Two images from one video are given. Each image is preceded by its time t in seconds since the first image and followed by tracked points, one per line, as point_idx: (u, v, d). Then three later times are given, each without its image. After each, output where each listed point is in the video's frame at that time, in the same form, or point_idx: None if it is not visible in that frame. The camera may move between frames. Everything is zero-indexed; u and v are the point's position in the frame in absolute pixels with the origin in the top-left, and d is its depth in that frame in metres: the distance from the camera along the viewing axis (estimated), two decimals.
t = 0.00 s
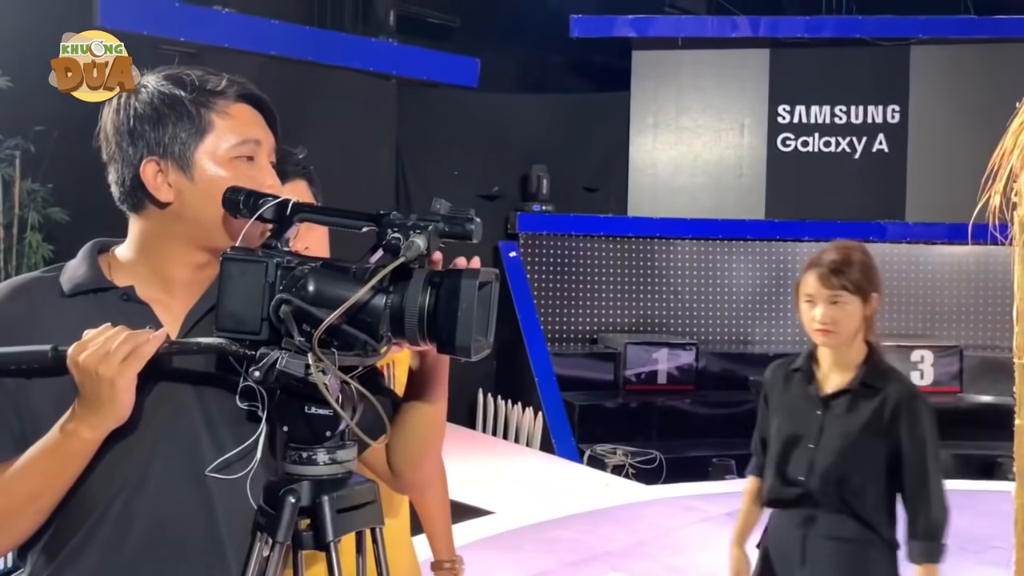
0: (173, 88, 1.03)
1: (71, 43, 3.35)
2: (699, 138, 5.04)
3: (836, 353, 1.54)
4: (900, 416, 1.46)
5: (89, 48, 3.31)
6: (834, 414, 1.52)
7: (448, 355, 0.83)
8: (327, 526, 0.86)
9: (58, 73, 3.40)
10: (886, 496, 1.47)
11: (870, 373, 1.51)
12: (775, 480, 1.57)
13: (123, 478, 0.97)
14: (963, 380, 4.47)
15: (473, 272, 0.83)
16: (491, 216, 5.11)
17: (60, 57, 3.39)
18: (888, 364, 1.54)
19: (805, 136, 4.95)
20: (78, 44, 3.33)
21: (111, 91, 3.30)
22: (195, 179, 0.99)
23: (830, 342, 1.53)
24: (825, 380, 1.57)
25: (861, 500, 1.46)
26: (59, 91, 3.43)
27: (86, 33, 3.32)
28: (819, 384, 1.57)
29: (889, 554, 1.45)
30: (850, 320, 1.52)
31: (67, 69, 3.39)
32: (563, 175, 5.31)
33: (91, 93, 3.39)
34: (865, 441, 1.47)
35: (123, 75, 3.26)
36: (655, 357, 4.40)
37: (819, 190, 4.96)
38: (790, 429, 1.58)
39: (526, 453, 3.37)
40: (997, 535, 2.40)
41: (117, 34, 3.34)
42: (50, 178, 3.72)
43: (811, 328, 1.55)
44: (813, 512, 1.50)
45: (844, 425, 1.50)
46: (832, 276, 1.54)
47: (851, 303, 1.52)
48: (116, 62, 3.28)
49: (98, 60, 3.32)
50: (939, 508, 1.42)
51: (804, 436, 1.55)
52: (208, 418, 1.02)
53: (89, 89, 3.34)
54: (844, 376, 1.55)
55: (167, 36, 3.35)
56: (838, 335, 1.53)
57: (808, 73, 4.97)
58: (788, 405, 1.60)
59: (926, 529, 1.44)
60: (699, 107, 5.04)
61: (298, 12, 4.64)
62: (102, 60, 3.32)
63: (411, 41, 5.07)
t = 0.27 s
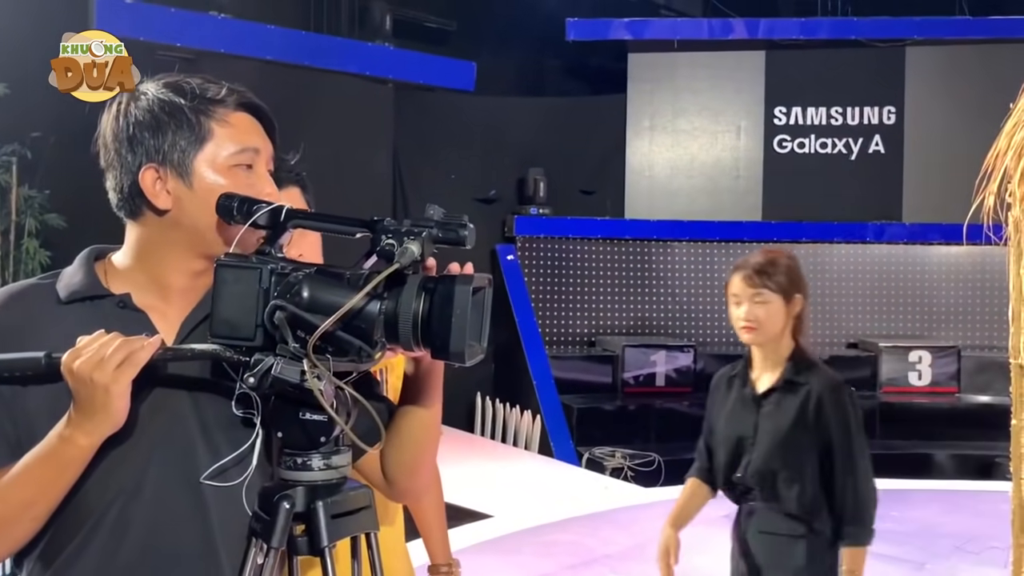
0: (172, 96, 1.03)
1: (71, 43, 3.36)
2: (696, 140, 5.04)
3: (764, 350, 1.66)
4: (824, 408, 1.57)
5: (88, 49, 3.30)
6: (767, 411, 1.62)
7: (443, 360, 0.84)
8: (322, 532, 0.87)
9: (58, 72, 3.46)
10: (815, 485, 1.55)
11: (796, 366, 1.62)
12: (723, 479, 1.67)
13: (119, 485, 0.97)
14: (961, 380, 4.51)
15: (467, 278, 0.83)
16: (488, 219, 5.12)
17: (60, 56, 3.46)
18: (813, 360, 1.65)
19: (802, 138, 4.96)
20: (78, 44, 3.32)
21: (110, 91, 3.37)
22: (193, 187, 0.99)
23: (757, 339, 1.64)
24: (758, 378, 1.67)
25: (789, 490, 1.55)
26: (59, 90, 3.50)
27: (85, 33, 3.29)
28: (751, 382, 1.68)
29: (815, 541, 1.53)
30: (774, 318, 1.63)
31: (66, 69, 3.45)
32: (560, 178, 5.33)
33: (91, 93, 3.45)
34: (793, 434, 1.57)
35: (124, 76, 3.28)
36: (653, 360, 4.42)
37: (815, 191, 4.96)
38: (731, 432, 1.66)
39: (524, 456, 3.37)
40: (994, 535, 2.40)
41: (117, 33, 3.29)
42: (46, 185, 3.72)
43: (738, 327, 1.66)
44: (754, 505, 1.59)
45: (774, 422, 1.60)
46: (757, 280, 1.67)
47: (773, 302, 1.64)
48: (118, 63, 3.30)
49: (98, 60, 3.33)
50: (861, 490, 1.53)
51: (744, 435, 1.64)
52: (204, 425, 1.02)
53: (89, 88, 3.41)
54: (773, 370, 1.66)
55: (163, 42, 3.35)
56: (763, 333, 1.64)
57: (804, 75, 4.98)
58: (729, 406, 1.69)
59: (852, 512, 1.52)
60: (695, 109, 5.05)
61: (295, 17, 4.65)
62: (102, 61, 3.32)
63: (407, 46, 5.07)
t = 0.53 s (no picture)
0: (173, 105, 1.04)
1: (73, 43, 3.47)
2: (695, 143, 5.05)
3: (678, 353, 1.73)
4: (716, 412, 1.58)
5: (89, 49, 3.43)
6: (674, 415, 1.67)
7: (443, 366, 0.84)
8: (323, 538, 0.87)
9: (57, 72, 3.61)
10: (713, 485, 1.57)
11: (704, 368, 1.65)
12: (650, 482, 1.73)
13: (121, 494, 0.97)
14: (962, 382, 4.47)
15: (466, 283, 0.83)
16: (488, 223, 5.14)
17: (61, 57, 3.58)
18: (726, 364, 1.67)
19: (801, 140, 4.96)
20: (78, 44, 3.44)
21: (111, 90, 3.57)
22: (194, 196, 1.00)
23: (671, 343, 1.72)
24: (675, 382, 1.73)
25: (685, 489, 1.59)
26: (60, 91, 3.63)
27: (85, 34, 3.37)
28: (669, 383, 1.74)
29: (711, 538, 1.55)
30: (686, 323, 1.71)
31: (66, 69, 3.61)
32: (560, 182, 5.36)
33: (91, 92, 3.63)
34: (692, 438, 1.61)
35: (124, 76, 3.48)
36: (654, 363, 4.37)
37: (814, 194, 4.96)
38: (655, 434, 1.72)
39: (526, 461, 3.36)
40: (996, 536, 2.40)
41: (116, 34, 3.38)
42: (48, 193, 3.74)
43: (657, 331, 1.75)
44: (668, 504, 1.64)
45: (679, 425, 1.64)
46: (674, 287, 1.77)
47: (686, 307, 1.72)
48: (117, 63, 3.44)
49: (98, 60, 3.47)
50: (750, 491, 1.51)
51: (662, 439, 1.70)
52: (205, 432, 1.02)
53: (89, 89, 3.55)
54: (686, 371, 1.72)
55: (164, 50, 3.37)
56: (674, 335, 1.72)
57: (802, 78, 4.98)
58: (656, 411, 1.75)
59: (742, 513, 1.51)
60: (694, 113, 5.05)
61: (293, 23, 4.67)
62: (102, 60, 3.46)
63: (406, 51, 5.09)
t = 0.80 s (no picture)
0: (174, 113, 1.04)
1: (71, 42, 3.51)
2: (696, 146, 5.05)
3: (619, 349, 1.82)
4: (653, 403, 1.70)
5: (89, 49, 3.43)
6: (617, 407, 1.77)
7: (443, 371, 0.84)
8: (325, 543, 0.87)
9: (57, 72, 3.63)
10: (651, 473, 1.68)
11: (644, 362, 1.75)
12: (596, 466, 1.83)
13: (123, 500, 0.97)
14: (965, 385, 4.49)
15: (466, 289, 0.84)
16: (489, 228, 5.14)
17: (60, 57, 3.61)
18: (665, 356, 1.78)
19: (802, 143, 4.96)
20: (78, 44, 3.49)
21: (110, 89, 3.60)
22: (194, 202, 1.00)
23: (613, 340, 1.80)
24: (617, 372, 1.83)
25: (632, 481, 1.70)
26: (60, 90, 3.67)
27: (84, 35, 3.36)
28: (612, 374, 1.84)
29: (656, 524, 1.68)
30: (626, 320, 1.79)
31: (66, 69, 3.63)
32: (561, 186, 5.36)
33: (91, 92, 3.65)
34: (638, 426, 1.71)
35: (124, 76, 3.50)
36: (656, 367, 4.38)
37: (816, 198, 4.95)
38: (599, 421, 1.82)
39: (528, 465, 3.36)
40: (999, 539, 2.40)
41: (116, 35, 3.38)
42: (50, 198, 3.75)
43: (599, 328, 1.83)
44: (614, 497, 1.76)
45: (624, 415, 1.74)
46: (609, 285, 1.82)
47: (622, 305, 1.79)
48: (118, 63, 3.46)
49: (98, 60, 3.48)
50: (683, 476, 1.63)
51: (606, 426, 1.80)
52: (207, 438, 1.03)
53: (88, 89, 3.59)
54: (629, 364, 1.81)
55: (165, 54, 3.37)
56: (614, 333, 1.80)
57: (802, 81, 4.99)
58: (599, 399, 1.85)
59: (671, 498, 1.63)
60: (695, 116, 5.05)
61: (295, 29, 4.68)
62: (102, 60, 3.45)
63: (407, 56, 5.10)
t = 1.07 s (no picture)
0: (175, 114, 1.05)
1: (72, 42, 3.52)
2: (697, 149, 5.05)
3: (557, 348, 1.87)
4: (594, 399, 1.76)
5: (89, 49, 3.44)
6: (552, 404, 1.82)
7: (444, 372, 0.85)
8: (326, 542, 0.87)
9: (57, 72, 3.63)
10: (591, 469, 1.73)
11: (580, 364, 1.82)
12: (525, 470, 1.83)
13: (124, 500, 0.98)
14: (966, 388, 4.47)
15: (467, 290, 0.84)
16: (491, 230, 5.15)
17: (60, 57, 3.61)
18: (598, 358, 1.86)
19: (803, 147, 4.98)
20: (78, 44, 3.50)
21: (110, 89, 3.60)
22: (195, 203, 1.00)
23: (551, 338, 1.84)
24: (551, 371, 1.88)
25: (574, 478, 1.73)
26: (60, 90, 3.67)
27: (85, 35, 3.38)
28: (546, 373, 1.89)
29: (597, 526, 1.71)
30: (568, 321, 1.83)
31: (65, 69, 3.63)
32: (562, 189, 5.38)
33: (91, 92, 3.65)
34: (574, 425, 1.76)
35: (124, 75, 3.51)
36: (657, 370, 4.41)
37: (817, 201, 4.96)
38: (530, 421, 1.86)
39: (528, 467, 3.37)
40: (998, 542, 2.40)
41: (117, 35, 3.39)
42: (52, 199, 3.77)
43: (537, 326, 1.86)
44: (547, 499, 1.76)
45: (558, 414, 1.79)
46: (551, 283, 1.84)
47: (565, 306, 1.83)
48: (117, 63, 3.46)
49: (97, 60, 3.48)
50: (619, 473, 1.67)
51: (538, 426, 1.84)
52: (208, 439, 1.03)
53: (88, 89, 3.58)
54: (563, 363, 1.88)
55: (168, 57, 3.39)
56: (554, 333, 1.84)
57: (803, 84, 5.00)
58: (530, 400, 1.88)
59: (613, 500, 1.66)
60: (696, 119, 5.06)
61: (297, 31, 4.69)
62: (102, 60, 3.46)
63: (409, 58, 5.12)
